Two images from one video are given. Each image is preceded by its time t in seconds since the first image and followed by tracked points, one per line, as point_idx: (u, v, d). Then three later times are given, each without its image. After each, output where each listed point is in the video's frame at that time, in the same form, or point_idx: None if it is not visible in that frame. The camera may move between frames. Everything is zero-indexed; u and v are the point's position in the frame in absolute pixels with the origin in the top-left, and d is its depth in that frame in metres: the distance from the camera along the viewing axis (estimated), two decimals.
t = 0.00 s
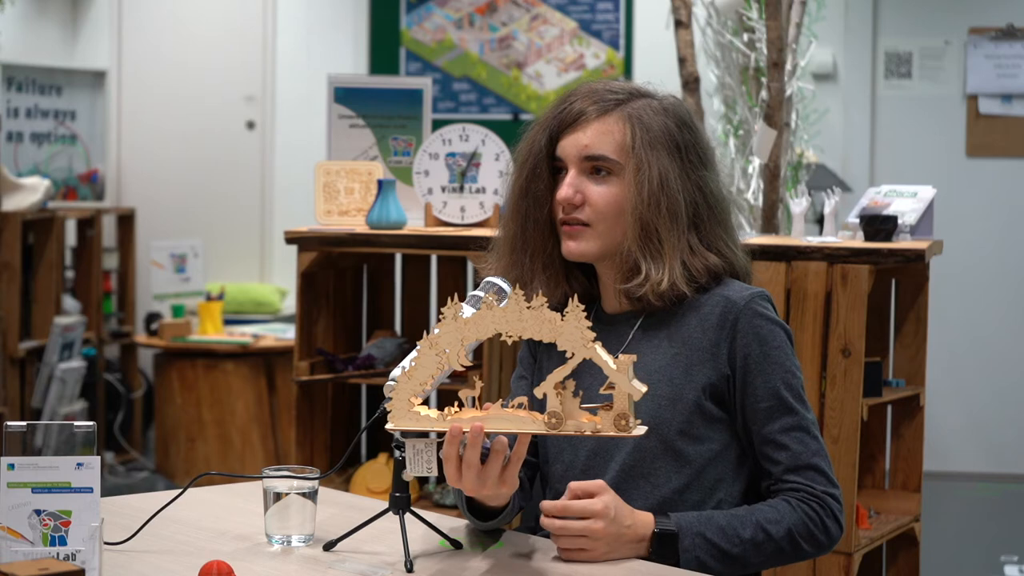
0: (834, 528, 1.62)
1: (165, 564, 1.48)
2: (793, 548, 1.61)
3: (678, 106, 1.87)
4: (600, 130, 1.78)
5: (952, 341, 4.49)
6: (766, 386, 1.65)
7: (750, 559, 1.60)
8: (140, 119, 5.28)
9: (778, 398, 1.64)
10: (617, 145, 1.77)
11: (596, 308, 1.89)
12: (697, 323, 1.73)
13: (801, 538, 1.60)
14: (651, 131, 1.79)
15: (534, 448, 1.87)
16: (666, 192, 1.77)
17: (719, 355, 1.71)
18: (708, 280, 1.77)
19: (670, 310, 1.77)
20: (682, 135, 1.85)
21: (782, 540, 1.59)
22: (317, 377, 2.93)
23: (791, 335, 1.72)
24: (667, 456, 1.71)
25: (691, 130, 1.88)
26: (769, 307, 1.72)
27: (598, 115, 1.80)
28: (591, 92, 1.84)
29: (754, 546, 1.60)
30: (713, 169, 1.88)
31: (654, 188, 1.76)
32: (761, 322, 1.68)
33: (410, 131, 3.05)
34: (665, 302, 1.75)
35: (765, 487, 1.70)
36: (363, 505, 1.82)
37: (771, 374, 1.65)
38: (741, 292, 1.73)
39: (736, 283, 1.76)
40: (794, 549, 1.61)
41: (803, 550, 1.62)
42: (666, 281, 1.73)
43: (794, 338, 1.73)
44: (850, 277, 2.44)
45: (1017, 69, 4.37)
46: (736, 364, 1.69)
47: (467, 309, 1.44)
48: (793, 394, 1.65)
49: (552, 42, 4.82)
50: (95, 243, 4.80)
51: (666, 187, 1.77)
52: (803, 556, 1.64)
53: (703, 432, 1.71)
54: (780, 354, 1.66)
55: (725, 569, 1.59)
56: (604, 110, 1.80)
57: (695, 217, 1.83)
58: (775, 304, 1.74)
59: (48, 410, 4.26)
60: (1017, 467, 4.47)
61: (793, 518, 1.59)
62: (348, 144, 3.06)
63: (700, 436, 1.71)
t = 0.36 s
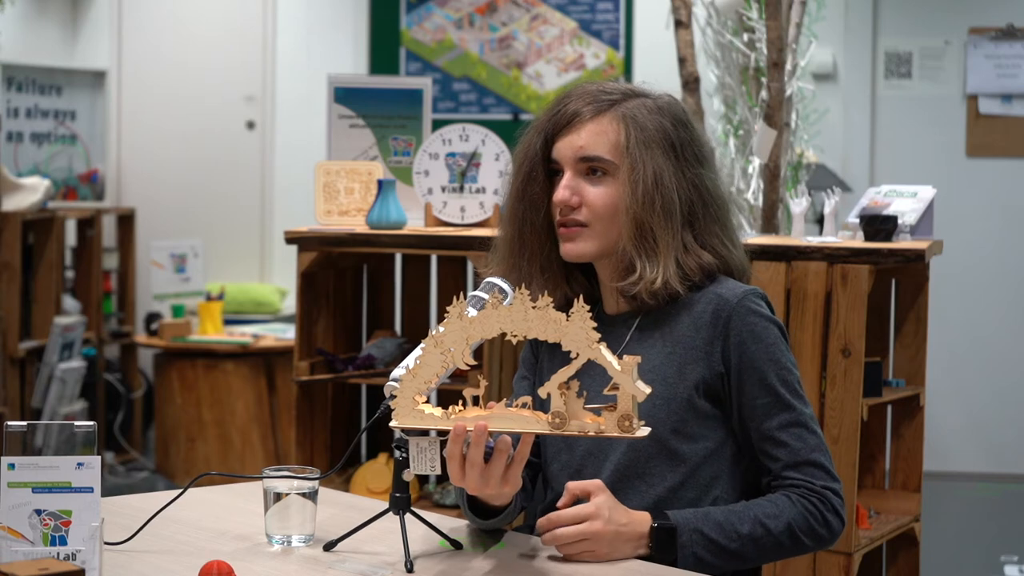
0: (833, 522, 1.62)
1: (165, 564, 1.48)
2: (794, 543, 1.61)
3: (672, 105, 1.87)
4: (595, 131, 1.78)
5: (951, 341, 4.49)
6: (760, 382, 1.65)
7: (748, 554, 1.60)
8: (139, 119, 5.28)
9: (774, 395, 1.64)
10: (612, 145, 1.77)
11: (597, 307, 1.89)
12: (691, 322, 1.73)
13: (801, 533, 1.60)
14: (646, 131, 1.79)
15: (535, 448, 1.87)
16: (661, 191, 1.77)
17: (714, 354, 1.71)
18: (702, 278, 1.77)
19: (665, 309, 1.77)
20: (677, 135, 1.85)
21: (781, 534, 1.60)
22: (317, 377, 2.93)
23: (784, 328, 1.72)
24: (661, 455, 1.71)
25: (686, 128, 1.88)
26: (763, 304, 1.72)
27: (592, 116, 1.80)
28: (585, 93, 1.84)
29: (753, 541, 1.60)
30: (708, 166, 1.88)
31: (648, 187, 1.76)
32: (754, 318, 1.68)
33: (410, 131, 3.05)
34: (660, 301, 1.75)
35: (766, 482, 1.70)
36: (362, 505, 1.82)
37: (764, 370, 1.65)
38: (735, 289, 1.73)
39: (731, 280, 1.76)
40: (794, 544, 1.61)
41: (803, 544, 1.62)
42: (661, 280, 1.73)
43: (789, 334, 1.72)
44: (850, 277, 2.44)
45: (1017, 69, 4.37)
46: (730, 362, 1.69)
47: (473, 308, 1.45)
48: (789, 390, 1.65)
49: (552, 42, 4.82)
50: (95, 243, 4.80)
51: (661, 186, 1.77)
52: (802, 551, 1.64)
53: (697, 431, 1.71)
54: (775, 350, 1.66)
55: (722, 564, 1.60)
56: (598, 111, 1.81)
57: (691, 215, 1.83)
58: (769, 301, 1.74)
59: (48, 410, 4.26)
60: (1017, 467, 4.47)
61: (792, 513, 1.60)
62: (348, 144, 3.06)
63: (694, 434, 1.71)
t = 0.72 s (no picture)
0: (837, 493, 1.62)
1: (165, 564, 1.48)
2: (798, 519, 1.60)
3: (681, 109, 1.86)
4: (605, 136, 1.77)
5: (951, 341, 4.49)
6: (744, 362, 1.65)
7: (752, 535, 1.59)
8: (139, 118, 5.28)
9: (761, 373, 1.64)
10: (622, 152, 1.76)
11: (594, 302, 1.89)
12: (670, 317, 1.73)
13: (803, 508, 1.60)
14: (655, 137, 1.79)
15: (536, 447, 1.87)
16: (666, 197, 1.77)
17: (695, 341, 1.71)
18: (672, 275, 1.75)
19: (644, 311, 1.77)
20: (685, 139, 1.84)
21: (785, 512, 1.59)
22: (317, 377, 2.93)
23: (763, 309, 1.72)
24: (654, 448, 1.71)
25: (694, 132, 1.87)
26: (739, 287, 1.71)
27: (604, 121, 1.79)
28: (597, 96, 1.83)
29: (755, 522, 1.59)
30: (714, 172, 1.88)
31: (653, 194, 1.75)
32: (730, 304, 1.68)
33: (410, 131, 3.05)
34: (635, 305, 1.75)
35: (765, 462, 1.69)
36: (362, 505, 1.82)
37: (743, 348, 1.65)
38: (710, 276, 1.72)
39: (707, 267, 1.75)
40: (798, 520, 1.60)
41: (806, 520, 1.61)
42: (642, 285, 1.72)
43: (769, 315, 1.72)
44: (850, 277, 2.44)
45: (1017, 69, 4.37)
46: (712, 348, 1.69)
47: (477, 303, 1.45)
48: (775, 367, 1.64)
49: (552, 42, 4.82)
50: (95, 243, 4.80)
51: (666, 192, 1.77)
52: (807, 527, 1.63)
53: (687, 420, 1.71)
54: (753, 329, 1.66)
55: (727, 548, 1.59)
56: (610, 116, 1.80)
57: (693, 220, 1.82)
58: (748, 285, 1.73)
59: (48, 410, 4.25)
60: (1017, 467, 4.47)
61: (794, 490, 1.59)
62: (347, 144, 3.06)
63: (684, 424, 1.71)
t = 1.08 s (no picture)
0: (845, 506, 1.59)
1: (165, 564, 1.48)
2: (809, 514, 1.55)
3: (684, 110, 1.87)
4: (607, 131, 1.79)
5: (950, 341, 4.49)
6: (762, 374, 1.64)
7: (764, 512, 1.54)
8: (139, 118, 5.27)
9: (778, 385, 1.63)
10: (624, 146, 1.77)
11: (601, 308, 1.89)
12: (688, 322, 1.73)
13: (818, 506, 1.55)
14: (658, 133, 1.79)
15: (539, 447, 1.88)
16: (670, 194, 1.77)
17: (710, 350, 1.71)
18: (694, 280, 1.75)
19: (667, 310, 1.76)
20: (689, 137, 1.85)
21: (800, 500, 1.54)
22: (317, 377, 2.93)
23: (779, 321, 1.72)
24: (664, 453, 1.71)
25: (698, 132, 1.88)
26: (757, 300, 1.71)
27: (605, 117, 1.80)
28: (598, 93, 1.84)
29: (771, 501, 1.54)
30: (719, 172, 1.88)
31: (657, 189, 1.75)
32: (747, 316, 1.68)
33: (410, 131, 3.05)
34: (660, 303, 1.74)
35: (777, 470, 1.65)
36: (362, 505, 1.82)
37: (761, 361, 1.64)
38: (729, 286, 1.72)
39: (724, 277, 1.75)
40: (810, 516, 1.56)
41: (815, 518, 1.56)
42: (664, 281, 1.72)
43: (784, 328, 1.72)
44: (850, 277, 2.44)
45: (1017, 69, 4.37)
46: (727, 358, 1.68)
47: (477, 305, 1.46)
48: (791, 379, 1.64)
49: (552, 42, 4.82)
50: (95, 243, 4.80)
51: (671, 189, 1.77)
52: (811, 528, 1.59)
53: (697, 429, 1.71)
54: (770, 343, 1.65)
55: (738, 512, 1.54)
56: (611, 111, 1.81)
57: (698, 219, 1.82)
58: (764, 298, 1.73)
59: (48, 410, 4.25)
60: (1017, 467, 4.46)
61: (814, 480, 1.55)
62: (347, 144, 3.06)
63: (695, 432, 1.71)
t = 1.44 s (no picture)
0: (851, 509, 1.58)
1: (164, 564, 1.48)
2: (812, 513, 1.55)
3: (672, 107, 1.87)
4: (590, 130, 1.80)
5: (950, 341, 4.49)
6: (767, 377, 1.63)
7: (767, 508, 1.54)
8: (139, 119, 5.27)
9: (782, 388, 1.62)
10: (606, 144, 1.78)
11: (600, 318, 1.90)
12: (690, 325, 1.73)
13: (823, 505, 1.54)
14: (640, 130, 1.80)
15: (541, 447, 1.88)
16: (654, 188, 1.76)
17: (715, 353, 1.71)
18: (695, 275, 1.75)
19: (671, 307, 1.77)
20: (676, 133, 1.85)
21: (803, 499, 1.53)
22: (317, 377, 2.93)
23: (784, 325, 1.71)
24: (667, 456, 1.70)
25: (687, 127, 1.87)
26: (761, 304, 1.70)
27: (589, 115, 1.82)
28: (584, 95, 1.86)
29: (773, 498, 1.54)
30: (711, 167, 1.87)
31: (640, 183, 1.75)
32: (751, 318, 1.67)
33: (410, 131, 3.05)
34: (654, 298, 1.76)
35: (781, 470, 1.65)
36: (362, 505, 1.82)
37: (765, 365, 1.63)
38: (733, 289, 1.72)
39: (727, 279, 1.75)
40: (814, 514, 1.55)
41: (818, 518, 1.55)
42: (653, 277, 1.73)
43: (789, 331, 1.71)
44: (850, 277, 2.44)
45: (1017, 69, 4.37)
46: (730, 362, 1.68)
47: (468, 314, 1.45)
48: (798, 382, 1.63)
49: (552, 42, 4.82)
50: (95, 243, 4.80)
51: (655, 183, 1.76)
52: (817, 528, 1.58)
53: (702, 431, 1.71)
54: (774, 346, 1.65)
55: (740, 507, 1.54)
56: (595, 111, 1.82)
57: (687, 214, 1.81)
58: (768, 301, 1.73)
59: (48, 410, 4.25)
60: (1017, 467, 4.46)
61: (819, 480, 1.54)
62: (348, 144, 3.06)
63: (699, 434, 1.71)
